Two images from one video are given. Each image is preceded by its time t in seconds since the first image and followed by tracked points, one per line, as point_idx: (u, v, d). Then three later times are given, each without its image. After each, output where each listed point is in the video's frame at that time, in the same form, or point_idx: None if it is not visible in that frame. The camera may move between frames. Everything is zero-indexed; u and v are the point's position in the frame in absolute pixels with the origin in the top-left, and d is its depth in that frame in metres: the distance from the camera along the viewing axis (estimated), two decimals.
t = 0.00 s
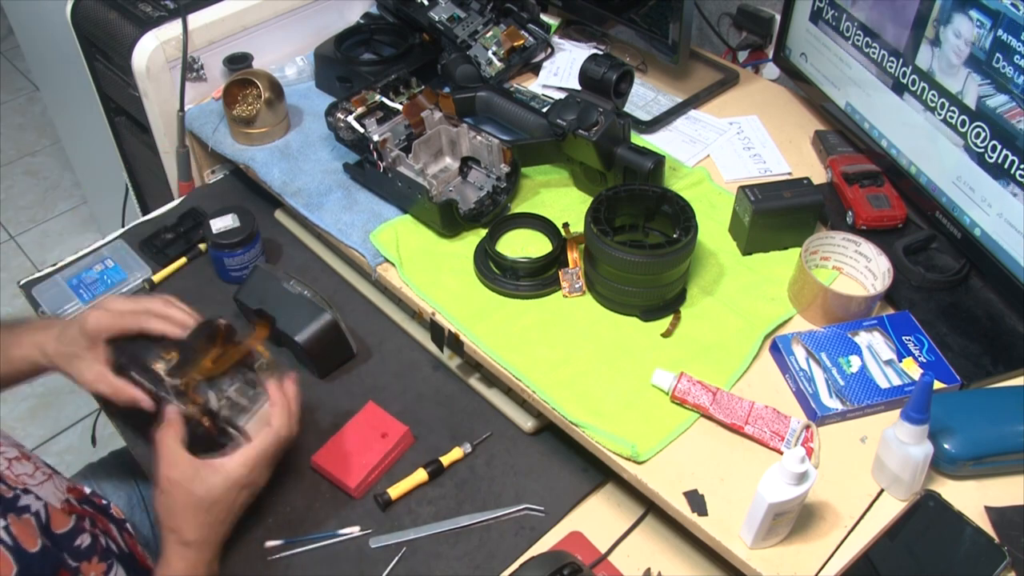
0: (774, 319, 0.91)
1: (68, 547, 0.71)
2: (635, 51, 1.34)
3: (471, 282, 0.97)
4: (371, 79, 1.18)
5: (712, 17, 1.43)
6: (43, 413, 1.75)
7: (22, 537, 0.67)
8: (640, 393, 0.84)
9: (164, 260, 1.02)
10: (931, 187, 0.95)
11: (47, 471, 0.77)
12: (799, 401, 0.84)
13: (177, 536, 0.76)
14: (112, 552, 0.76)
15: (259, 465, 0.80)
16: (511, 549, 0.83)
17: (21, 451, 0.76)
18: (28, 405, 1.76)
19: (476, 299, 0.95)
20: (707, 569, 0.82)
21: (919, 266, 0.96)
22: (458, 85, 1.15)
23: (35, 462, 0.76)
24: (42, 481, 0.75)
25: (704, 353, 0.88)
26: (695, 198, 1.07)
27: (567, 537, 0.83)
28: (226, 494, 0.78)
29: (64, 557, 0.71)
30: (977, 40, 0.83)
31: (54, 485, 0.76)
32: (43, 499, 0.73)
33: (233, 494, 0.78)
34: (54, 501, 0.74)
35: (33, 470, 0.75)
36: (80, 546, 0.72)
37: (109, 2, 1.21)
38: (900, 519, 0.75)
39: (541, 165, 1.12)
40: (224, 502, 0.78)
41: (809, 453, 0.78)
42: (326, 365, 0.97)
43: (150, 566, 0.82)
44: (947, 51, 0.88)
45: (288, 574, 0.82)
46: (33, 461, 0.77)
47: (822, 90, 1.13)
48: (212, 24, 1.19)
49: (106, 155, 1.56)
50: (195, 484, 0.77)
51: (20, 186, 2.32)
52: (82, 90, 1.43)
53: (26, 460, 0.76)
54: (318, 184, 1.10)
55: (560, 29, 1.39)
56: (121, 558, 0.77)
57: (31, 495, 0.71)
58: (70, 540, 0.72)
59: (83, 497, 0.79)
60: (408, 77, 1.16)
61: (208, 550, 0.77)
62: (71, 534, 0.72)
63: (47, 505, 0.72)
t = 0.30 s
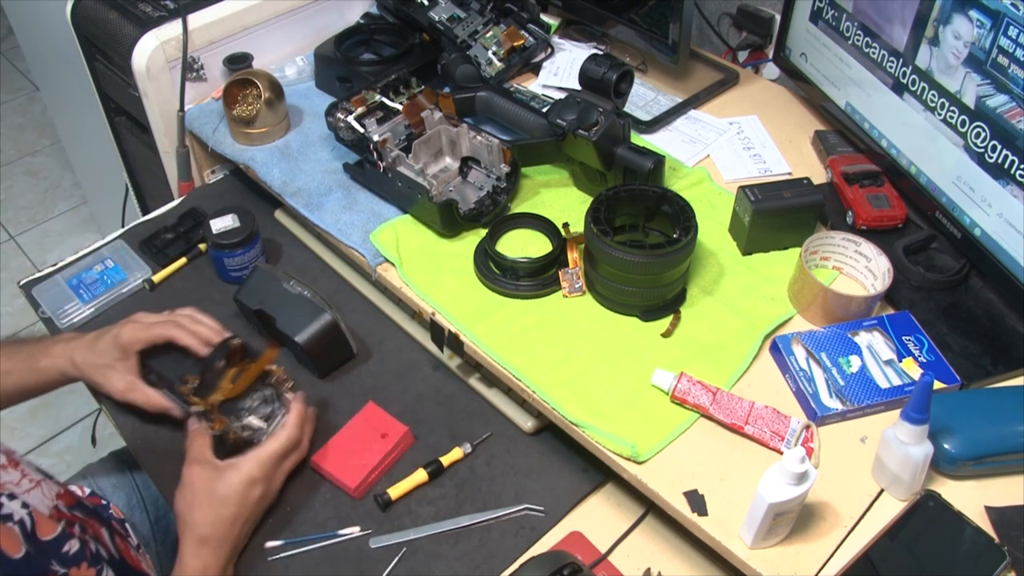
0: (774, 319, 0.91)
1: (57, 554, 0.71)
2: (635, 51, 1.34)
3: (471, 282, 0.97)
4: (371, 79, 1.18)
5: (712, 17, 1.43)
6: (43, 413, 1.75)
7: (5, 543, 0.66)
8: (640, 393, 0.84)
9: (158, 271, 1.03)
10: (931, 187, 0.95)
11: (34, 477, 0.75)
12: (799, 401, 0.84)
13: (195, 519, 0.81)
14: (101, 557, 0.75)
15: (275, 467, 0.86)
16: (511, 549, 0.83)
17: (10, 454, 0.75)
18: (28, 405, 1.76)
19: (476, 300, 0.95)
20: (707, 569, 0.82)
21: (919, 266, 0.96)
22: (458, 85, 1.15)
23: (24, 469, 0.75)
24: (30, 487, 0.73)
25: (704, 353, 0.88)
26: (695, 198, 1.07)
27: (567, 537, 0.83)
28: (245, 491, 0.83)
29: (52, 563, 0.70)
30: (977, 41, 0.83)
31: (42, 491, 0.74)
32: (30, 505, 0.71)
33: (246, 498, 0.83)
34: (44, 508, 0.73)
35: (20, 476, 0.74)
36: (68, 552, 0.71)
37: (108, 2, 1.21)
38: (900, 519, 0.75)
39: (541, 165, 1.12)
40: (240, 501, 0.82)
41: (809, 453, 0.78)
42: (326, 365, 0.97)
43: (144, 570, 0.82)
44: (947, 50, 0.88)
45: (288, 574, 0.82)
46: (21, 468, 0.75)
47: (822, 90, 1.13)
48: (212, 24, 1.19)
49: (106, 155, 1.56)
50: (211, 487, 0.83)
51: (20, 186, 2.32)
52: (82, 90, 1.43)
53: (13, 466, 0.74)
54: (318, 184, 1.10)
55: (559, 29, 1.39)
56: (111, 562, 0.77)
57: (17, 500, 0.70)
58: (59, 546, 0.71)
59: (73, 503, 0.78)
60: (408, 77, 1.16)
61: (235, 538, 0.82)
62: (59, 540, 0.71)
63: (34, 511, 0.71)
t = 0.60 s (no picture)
0: (774, 319, 0.91)
1: (59, 539, 0.72)
2: (635, 51, 1.34)
3: (471, 282, 0.97)
4: (371, 79, 1.18)
5: (712, 18, 1.43)
6: (43, 413, 1.75)
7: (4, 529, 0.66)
8: (640, 393, 0.84)
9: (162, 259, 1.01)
10: (931, 187, 0.95)
11: (33, 472, 0.75)
12: (799, 401, 0.84)
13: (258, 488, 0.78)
14: (101, 548, 0.76)
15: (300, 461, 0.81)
16: (511, 549, 0.83)
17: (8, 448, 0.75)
18: (28, 406, 1.76)
19: (476, 300, 0.95)
20: (707, 569, 0.82)
21: (919, 266, 0.96)
22: (458, 85, 1.15)
23: (22, 464, 0.74)
24: (29, 482, 0.73)
25: (704, 353, 0.88)
26: (695, 198, 1.07)
27: (567, 537, 0.83)
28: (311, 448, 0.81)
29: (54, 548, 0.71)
30: (977, 40, 0.83)
31: (41, 485, 0.74)
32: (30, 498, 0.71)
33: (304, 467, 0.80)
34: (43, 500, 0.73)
35: (18, 472, 0.72)
36: (69, 537, 0.73)
37: (109, 2, 1.21)
38: (900, 519, 0.75)
39: (541, 165, 1.12)
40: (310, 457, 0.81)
41: (809, 453, 0.78)
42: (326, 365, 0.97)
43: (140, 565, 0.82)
44: (949, 51, 0.88)
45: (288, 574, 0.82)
46: (21, 463, 0.74)
47: (822, 90, 1.13)
48: (212, 24, 1.19)
49: (106, 155, 1.56)
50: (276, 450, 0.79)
51: (20, 186, 2.32)
52: (82, 90, 1.43)
53: (14, 461, 0.73)
54: (318, 184, 1.10)
55: (560, 29, 1.39)
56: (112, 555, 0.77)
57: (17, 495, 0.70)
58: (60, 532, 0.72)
59: (71, 499, 0.78)
60: (408, 77, 1.16)
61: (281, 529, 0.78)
62: (61, 527, 0.73)
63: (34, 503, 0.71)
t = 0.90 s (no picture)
0: (774, 319, 0.91)
1: (79, 543, 0.71)
2: (635, 51, 1.34)
3: (471, 282, 0.97)
4: (371, 79, 1.18)
5: (712, 18, 1.43)
6: (43, 413, 1.75)
7: (28, 525, 0.66)
8: (640, 393, 0.84)
9: (171, 252, 1.02)
10: (931, 187, 0.95)
11: (54, 473, 0.76)
12: (799, 401, 0.84)
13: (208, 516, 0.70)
14: (119, 550, 0.75)
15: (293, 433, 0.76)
16: (511, 549, 0.83)
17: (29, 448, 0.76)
18: (28, 406, 1.76)
19: (476, 299, 0.95)
20: (707, 569, 0.82)
21: (919, 266, 0.96)
22: (458, 85, 1.15)
23: (44, 464, 0.75)
24: (51, 482, 0.74)
25: (704, 353, 0.88)
26: (695, 198, 1.07)
27: (567, 537, 0.83)
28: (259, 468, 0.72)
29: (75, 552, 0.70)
30: (977, 40, 0.83)
31: (61, 487, 0.74)
32: (51, 502, 0.71)
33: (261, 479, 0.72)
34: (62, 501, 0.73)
35: (41, 472, 0.74)
36: (90, 542, 0.72)
37: (109, 2, 1.21)
38: (900, 519, 0.75)
39: (541, 165, 1.12)
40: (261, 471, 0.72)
41: (809, 453, 0.78)
42: (327, 365, 0.97)
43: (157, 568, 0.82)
44: (949, 51, 0.88)
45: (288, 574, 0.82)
46: (42, 462, 0.75)
47: (822, 90, 1.13)
48: (212, 24, 1.19)
49: (106, 155, 1.56)
50: (225, 455, 0.72)
51: (20, 186, 2.32)
52: (82, 90, 1.43)
53: (36, 460, 0.75)
54: (318, 184, 1.10)
55: (559, 29, 1.39)
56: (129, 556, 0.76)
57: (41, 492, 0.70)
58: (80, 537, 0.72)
59: (90, 500, 0.78)
60: (408, 77, 1.16)
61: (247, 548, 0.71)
62: (80, 530, 0.72)
63: (56, 506, 0.71)
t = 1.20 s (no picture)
0: (774, 319, 0.91)
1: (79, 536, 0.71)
2: (635, 51, 1.34)
3: (471, 282, 0.97)
4: (371, 79, 1.18)
5: (712, 17, 1.43)
6: (44, 413, 1.75)
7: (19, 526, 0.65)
8: (640, 393, 0.84)
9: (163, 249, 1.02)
10: (931, 187, 0.95)
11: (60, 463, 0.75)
12: (799, 401, 0.84)
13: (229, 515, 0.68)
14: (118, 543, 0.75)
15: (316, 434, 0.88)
16: (511, 549, 0.83)
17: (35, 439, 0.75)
18: (28, 406, 1.76)
19: (476, 300, 0.95)
20: (707, 569, 0.82)
21: (919, 266, 0.96)
22: (458, 85, 1.15)
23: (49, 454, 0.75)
24: (56, 472, 0.74)
25: (704, 353, 0.88)
26: (695, 198, 1.07)
27: (567, 537, 0.83)
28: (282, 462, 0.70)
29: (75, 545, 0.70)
30: (977, 40, 0.83)
31: (67, 476, 0.74)
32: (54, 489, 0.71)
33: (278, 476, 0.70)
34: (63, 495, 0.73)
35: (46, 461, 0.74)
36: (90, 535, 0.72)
37: (109, 2, 1.21)
38: (900, 519, 0.75)
39: (541, 165, 1.12)
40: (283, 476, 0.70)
41: (809, 453, 0.78)
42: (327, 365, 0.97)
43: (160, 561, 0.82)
44: (949, 51, 0.88)
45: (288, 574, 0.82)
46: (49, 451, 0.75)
47: (822, 90, 1.13)
48: (212, 24, 1.19)
49: (106, 155, 1.56)
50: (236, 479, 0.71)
51: (20, 186, 2.32)
52: (82, 90, 1.43)
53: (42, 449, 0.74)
54: (318, 184, 1.10)
55: (560, 29, 1.39)
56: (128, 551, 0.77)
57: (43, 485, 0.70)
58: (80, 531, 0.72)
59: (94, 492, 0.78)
60: (408, 77, 1.16)
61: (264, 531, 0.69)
62: (82, 522, 0.72)
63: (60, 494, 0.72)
